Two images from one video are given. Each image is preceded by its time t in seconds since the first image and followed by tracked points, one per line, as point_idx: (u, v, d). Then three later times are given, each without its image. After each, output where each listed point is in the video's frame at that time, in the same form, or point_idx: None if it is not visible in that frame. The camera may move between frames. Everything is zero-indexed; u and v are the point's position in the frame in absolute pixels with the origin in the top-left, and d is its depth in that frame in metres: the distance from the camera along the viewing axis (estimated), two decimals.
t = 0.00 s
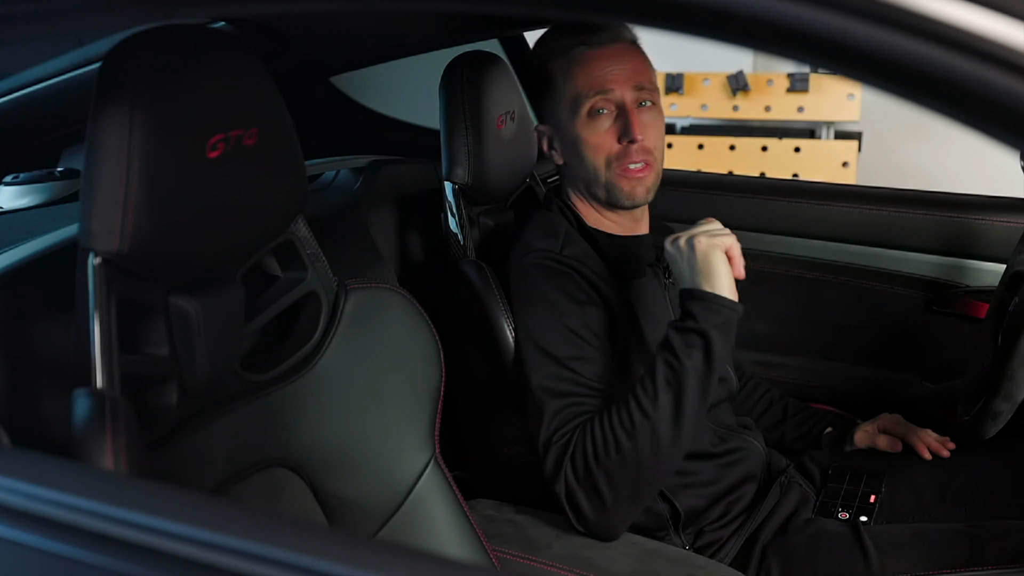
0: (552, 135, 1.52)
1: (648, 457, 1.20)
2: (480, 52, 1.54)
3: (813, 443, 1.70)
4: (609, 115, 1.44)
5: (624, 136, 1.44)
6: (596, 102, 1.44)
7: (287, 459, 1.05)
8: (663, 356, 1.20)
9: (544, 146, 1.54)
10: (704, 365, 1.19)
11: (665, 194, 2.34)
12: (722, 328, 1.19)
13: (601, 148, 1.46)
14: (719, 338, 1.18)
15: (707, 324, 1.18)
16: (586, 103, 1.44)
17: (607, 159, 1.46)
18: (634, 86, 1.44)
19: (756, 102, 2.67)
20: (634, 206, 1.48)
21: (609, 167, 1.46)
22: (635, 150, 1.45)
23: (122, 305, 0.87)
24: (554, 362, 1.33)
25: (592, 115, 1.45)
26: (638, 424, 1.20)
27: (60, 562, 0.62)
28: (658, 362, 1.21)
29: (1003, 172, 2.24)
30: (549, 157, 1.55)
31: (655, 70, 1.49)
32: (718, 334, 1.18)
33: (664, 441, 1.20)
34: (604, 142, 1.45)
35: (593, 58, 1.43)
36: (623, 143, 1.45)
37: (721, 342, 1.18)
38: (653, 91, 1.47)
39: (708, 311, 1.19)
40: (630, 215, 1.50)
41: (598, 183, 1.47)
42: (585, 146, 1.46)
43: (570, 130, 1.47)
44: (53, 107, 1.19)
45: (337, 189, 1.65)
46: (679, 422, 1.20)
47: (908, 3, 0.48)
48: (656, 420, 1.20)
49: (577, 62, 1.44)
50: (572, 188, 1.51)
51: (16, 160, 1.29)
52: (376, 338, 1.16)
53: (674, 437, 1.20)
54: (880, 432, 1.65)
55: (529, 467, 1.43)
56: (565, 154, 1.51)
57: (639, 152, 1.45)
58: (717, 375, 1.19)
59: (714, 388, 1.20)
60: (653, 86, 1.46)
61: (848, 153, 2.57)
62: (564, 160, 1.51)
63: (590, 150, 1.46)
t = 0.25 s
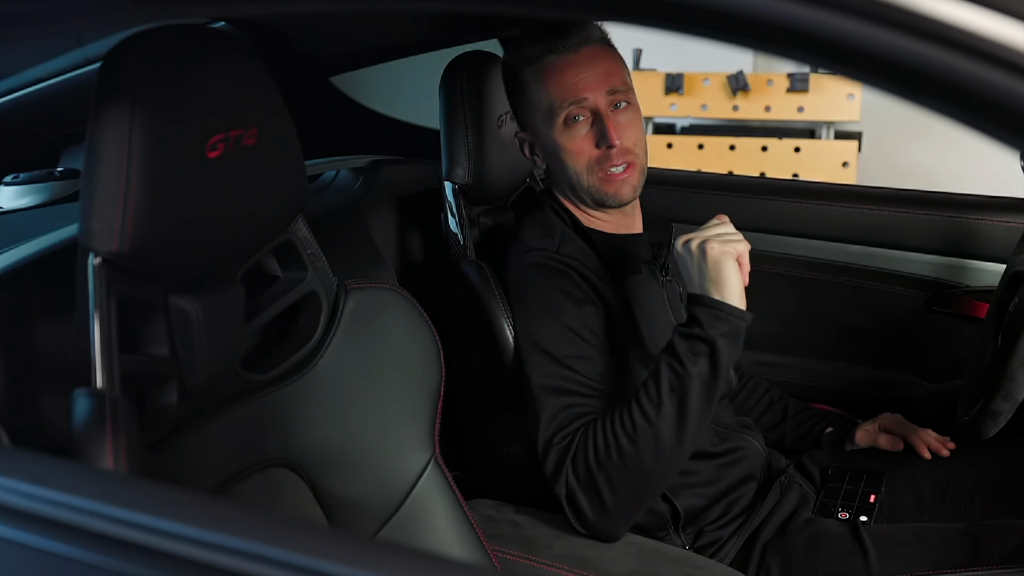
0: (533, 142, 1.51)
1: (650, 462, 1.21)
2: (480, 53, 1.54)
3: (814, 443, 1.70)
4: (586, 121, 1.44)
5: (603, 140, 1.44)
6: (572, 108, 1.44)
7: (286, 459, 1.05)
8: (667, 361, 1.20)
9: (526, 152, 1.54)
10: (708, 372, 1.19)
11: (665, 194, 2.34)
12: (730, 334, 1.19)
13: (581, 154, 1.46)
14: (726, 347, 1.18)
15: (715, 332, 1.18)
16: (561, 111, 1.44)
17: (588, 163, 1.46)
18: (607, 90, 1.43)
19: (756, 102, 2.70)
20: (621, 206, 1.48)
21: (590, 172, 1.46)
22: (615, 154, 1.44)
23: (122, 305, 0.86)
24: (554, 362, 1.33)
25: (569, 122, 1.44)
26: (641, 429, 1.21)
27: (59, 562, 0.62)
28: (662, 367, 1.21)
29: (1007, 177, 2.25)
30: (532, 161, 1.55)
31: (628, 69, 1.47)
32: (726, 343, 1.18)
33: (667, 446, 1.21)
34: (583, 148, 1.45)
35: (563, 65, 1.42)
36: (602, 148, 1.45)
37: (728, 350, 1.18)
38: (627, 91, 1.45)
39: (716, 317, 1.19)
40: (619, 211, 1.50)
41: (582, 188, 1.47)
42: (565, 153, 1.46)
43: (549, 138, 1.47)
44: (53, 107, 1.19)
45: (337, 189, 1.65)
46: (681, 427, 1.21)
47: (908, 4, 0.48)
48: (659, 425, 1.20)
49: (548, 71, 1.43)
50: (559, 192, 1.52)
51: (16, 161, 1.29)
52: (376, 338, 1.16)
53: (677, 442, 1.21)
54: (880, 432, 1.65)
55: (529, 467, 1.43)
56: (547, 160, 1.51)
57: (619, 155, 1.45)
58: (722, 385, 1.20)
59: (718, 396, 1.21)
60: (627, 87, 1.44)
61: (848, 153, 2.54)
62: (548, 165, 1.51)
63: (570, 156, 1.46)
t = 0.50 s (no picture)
0: (537, 142, 1.54)
1: (650, 464, 1.21)
2: (480, 53, 1.54)
3: (814, 443, 1.70)
4: (593, 121, 1.46)
5: (609, 141, 1.47)
6: (579, 108, 1.46)
7: (286, 459, 1.05)
8: (668, 362, 1.20)
9: (529, 153, 1.56)
10: (709, 374, 1.19)
11: (665, 194, 2.34)
12: (732, 337, 1.19)
13: (586, 154, 1.48)
14: (728, 349, 1.18)
15: (716, 334, 1.18)
16: (568, 111, 1.47)
17: (593, 164, 1.48)
18: (615, 91, 1.46)
19: (756, 102, 2.64)
20: (623, 208, 1.50)
21: (595, 172, 1.48)
22: (620, 154, 1.47)
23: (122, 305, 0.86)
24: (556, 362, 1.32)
25: (576, 121, 1.47)
26: (642, 430, 1.21)
27: (59, 562, 0.62)
28: (664, 369, 1.21)
29: (1005, 179, 2.26)
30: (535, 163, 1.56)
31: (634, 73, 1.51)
32: (728, 345, 1.18)
33: (667, 449, 1.21)
34: (589, 148, 1.48)
35: (571, 65, 1.45)
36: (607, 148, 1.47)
37: (730, 352, 1.18)
38: (633, 94, 1.49)
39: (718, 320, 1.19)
40: (621, 216, 1.52)
41: (587, 189, 1.49)
42: (571, 153, 1.49)
43: (554, 137, 1.49)
44: (53, 107, 1.18)
45: (337, 189, 1.65)
46: (683, 430, 1.20)
47: (907, 4, 0.48)
48: (659, 427, 1.20)
49: (555, 71, 1.45)
50: (562, 193, 1.54)
51: (16, 161, 1.28)
52: (376, 338, 1.16)
53: (677, 445, 1.21)
54: (881, 431, 1.65)
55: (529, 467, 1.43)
56: (551, 160, 1.53)
57: (624, 156, 1.47)
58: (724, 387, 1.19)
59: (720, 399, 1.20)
60: (634, 90, 1.48)
61: (848, 153, 2.57)
62: (551, 167, 1.53)
63: (575, 156, 1.48)
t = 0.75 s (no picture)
0: (543, 139, 1.55)
1: (650, 464, 1.21)
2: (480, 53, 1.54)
3: (814, 443, 1.70)
4: (598, 119, 1.47)
5: (614, 138, 1.47)
6: (585, 105, 1.47)
7: (286, 459, 1.05)
8: (669, 363, 1.21)
9: (535, 150, 1.57)
10: (710, 376, 1.19)
11: (665, 194, 2.34)
12: (732, 338, 1.20)
13: (590, 151, 1.48)
14: (729, 349, 1.19)
15: (717, 334, 1.19)
16: (575, 107, 1.47)
17: (596, 161, 1.49)
18: (622, 89, 1.47)
19: (756, 102, 2.63)
20: (625, 207, 1.50)
21: (598, 170, 1.49)
22: (624, 152, 1.47)
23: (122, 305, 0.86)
24: (557, 363, 1.32)
25: (581, 118, 1.47)
26: (642, 431, 1.21)
27: (60, 562, 0.62)
28: (664, 369, 1.21)
29: (1003, 178, 2.28)
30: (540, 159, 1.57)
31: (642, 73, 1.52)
32: (728, 345, 1.19)
33: (668, 449, 1.21)
34: (593, 145, 1.48)
35: (579, 61, 1.46)
36: (612, 145, 1.48)
37: (730, 352, 1.19)
38: (641, 93, 1.49)
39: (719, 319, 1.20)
40: (622, 216, 1.52)
41: (589, 186, 1.49)
42: (575, 150, 1.49)
43: (559, 133, 1.50)
44: (53, 107, 1.18)
45: (337, 189, 1.65)
46: (683, 430, 1.21)
47: (908, 4, 0.48)
48: (660, 427, 1.20)
49: (563, 67, 1.46)
50: (564, 190, 1.54)
51: (16, 161, 1.28)
52: (376, 339, 1.16)
53: (677, 445, 1.21)
54: (881, 432, 1.65)
55: (529, 467, 1.43)
56: (555, 157, 1.53)
57: (628, 154, 1.48)
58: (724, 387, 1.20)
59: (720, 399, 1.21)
60: (641, 89, 1.48)
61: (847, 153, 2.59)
62: (555, 164, 1.54)
63: (579, 152, 1.49)
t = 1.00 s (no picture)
0: (544, 138, 1.55)
1: (653, 472, 1.20)
2: (480, 53, 1.54)
3: (814, 443, 1.70)
4: (600, 118, 1.46)
5: (615, 137, 1.47)
6: (586, 105, 1.47)
7: (286, 459, 1.05)
8: (678, 375, 1.17)
9: (536, 149, 1.57)
10: (719, 392, 1.14)
11: (664, 194, 2.34)
12: (745, 355, 1.12)
13: (591, 149, 1.48)
14: (740, 368, 1.12)
15: (728, 351, 1.11)
16: (576, 107, 1.47)
17: (597, 160, 1.48)
18: (624, 88, 1.46)
19: (756, 102, 2.63)
20: (626, 205, 1.50)
21: (599, 168, 1.48)
22: (626, 151, 1.47)
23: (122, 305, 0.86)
24: (557, 363, 1.32)
25: (583, 117, 1.47)
26: (645, 440, 1.19)
27: (59, 562, 0.62)
28: (671, 380, 1.18)
29: (1002, 177, 2.28)
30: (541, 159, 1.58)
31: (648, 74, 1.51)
32: (739, 363, 1.12)
33: (671, 458, 1.19)
34: (594, 144, 1.48)
35: (581, 61, 1.46)
36: (613, 144, 1.47)
37: (742, 370, 1.12)
38: (643, 93, 1.49)
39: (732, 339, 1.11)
40: (623, 216, 1.52)
41: (590, 184, 1.49)
42: (576, 149, 1.49)
43: (560, 132, 1.50)
44: (53, 107, 1.18)
45: (336, 189, 1.65)
46: (688, 442, 1.18)
47: (908, 4, 0.48)
48: (664, 438, 1.18)
49: (565, 66, 1.46)
50: (565, 190, 1.54)
51: (16, 161, 1.28)
52: (376, 339, 1.16)
53: (681, 455, 1.19)
54: (880, 431, 1.65)
55: (529, 467, 1.43)
56: (557, 156, 1.53)
57: (630, 153, 1.47)
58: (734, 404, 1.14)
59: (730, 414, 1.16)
60: (643, 88, 1.48)
61: (848, 153, 2.57)
62: (556, 164, 1.54)
63: (580, 152, 1.49)
